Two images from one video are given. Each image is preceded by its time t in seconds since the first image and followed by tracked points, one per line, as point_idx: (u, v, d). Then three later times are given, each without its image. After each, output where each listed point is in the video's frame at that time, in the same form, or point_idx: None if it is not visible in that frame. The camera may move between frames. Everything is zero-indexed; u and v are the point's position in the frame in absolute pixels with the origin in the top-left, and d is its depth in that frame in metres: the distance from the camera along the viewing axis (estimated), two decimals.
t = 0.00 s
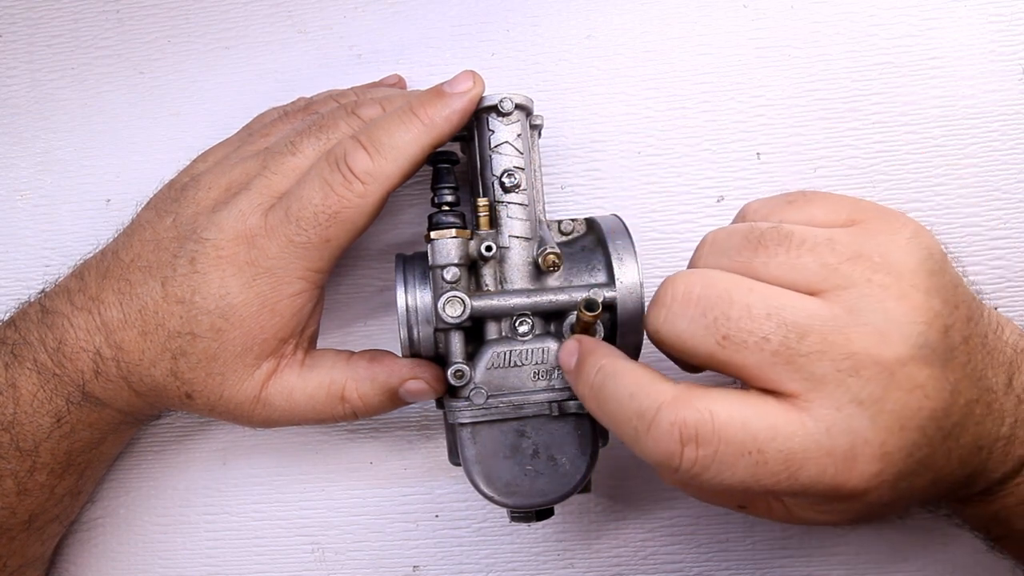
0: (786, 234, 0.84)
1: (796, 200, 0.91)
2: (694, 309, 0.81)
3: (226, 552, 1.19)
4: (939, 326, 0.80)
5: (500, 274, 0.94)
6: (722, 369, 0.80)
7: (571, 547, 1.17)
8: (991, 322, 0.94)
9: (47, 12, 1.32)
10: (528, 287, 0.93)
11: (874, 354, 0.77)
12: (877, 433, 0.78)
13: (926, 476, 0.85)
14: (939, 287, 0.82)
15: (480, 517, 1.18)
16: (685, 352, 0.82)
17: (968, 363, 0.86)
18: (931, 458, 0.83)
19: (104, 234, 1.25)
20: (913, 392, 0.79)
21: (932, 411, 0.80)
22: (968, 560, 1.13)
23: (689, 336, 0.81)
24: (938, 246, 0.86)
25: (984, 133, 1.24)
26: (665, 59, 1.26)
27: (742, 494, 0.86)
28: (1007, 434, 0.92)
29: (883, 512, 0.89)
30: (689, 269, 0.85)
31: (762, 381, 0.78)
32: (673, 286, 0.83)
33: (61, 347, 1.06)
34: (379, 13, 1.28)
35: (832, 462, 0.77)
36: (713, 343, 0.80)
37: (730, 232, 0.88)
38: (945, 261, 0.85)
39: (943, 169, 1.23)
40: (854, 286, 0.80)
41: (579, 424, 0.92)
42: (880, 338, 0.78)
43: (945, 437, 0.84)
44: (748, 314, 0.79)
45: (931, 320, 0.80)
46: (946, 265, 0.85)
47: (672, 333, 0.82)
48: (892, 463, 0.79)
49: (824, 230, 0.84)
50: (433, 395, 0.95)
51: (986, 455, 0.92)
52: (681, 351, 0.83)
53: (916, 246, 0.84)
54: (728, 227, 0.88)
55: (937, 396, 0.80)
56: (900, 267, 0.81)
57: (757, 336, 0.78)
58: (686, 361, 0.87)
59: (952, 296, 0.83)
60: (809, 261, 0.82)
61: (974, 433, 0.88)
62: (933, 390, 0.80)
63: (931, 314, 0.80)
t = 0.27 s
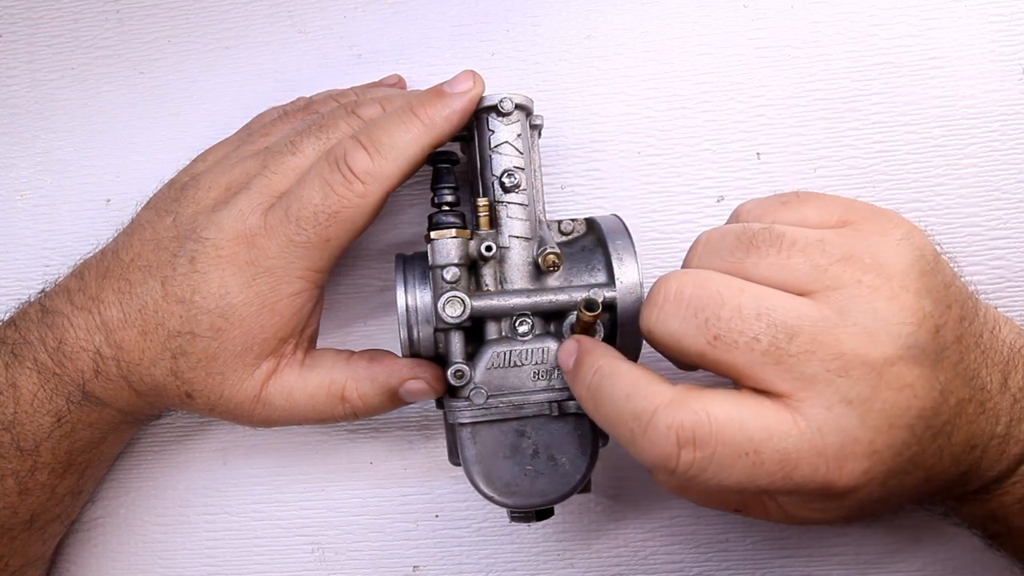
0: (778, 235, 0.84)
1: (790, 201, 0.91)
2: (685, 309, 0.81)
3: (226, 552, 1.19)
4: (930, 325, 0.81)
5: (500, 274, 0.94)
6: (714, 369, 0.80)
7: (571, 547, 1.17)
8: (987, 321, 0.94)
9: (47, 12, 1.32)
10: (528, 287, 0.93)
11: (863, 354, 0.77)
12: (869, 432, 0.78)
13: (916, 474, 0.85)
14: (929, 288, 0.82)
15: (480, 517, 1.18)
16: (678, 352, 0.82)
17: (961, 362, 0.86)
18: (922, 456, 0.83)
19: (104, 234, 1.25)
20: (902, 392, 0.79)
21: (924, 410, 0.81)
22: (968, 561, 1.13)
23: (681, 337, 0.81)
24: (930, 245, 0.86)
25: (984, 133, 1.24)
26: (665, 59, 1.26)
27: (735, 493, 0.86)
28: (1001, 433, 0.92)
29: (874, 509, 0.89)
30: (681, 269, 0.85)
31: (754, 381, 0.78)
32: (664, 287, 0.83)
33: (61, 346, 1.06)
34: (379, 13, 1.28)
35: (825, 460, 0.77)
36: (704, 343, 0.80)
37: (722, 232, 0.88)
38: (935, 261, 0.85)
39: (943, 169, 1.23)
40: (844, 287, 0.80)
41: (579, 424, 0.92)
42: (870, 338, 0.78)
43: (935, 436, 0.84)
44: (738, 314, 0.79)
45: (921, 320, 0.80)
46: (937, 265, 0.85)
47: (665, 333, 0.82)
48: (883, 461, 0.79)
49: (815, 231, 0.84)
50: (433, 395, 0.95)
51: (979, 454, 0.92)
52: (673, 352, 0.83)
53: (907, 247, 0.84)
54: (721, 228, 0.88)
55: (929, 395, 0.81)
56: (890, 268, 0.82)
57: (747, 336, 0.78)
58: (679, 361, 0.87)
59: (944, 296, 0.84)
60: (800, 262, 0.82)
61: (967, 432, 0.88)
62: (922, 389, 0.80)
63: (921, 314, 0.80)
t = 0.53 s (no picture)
0: (776, 234, 0.84)
1: (788, 201, 0.91)
2: (683, 308, 0.81)
3: (226, 552, 1.19)
4: (929, 325, 0.81)
5: (500, 274, 0.94)
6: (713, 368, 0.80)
7: (571, 547, 1.17)
8: (986, 320, 0.94)
9: (47, 13, 1.32)
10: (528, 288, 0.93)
11: (860, 353, 0.77)
12: (868, 432, 0.78)
13: (914, 473, 0.85)
14: (927, 287, 0.82)
15: (480, 517, 1.18)
16: (678, 352, 0.82)
17: (959, 362, 0.86)
18: (920, 456, 0.83)
19: (104, 234, 1.25)
20: (900, 391, 0.79)
21: (922, 409, 0.81)
22: (968, 560, 1.13)
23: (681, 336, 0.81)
24: (928, 245, 0.86)
25: (984, 133, 1.24)
26: (665, 59, 1.26)
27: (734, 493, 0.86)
28: (1000, 433, 0.92)
29: (872, 508, 0.89)
30: (679, 269, 0.85)
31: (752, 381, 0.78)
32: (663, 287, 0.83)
33: (61, 346, 1.06)
34: (379, 13, 1.28)
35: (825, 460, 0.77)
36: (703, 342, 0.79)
37: (720, 232, 0.88)
38: (934, 260, 0.85)
39: (943, 169, 1.23)
40: (842, 287, 0.80)
41: (579, 424, 0.92)
42: (867, 337, 0.78)
43: (933, 435, 0.84)
44: (736, 313, 0.79)
45: (919, 320, 0.80)
46: (935, 264, 0.85)
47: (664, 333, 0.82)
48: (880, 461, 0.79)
49: (813, 230, 0.84)
50: (432, 395, 0.95)
51: (978, 453, 0.92)
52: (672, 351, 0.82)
53: (906, 247, 0.84)
54: (719, 227, 0.88)
55: (927, 395, 0.81)
56: (888, 268, 0.82)
57: (745, 336, 0.78)
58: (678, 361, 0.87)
59: (942, 295, 0.84)
60: (798, 261, 0.82)
61: (965, 431, 0.88)
62: (920, 388, 0.80)
63: (919, 314, 0.80)
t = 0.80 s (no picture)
0: (775, 234, 0.84)
1: (788, 200, 0.91)
2: (683, 307, 0.81)
3: (226, 552, 1.19)
4: (928, 323, 0.81)
5: (500, 274, 0.94)
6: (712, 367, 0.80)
7: (571, 547, 1.17)
8: (985, 319, 0.94)
9: (47, 13, 1.32)
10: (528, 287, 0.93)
11: (860, 352, 0.77)
12: (867, 431, 0.78)
13: (914, 472, 0.85)
14: (926, 286, 0.82)
15: (480, 517, 1.18)
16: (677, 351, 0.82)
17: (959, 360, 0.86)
18: (919, 454, 0.83)
19: (104, 233, 1.25)
20: (899, 389, 0.79)
21: (921, 408, 0.81)
22: (968, 560, 1.13)
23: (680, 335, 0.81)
24: (928, 244, 0.86)
25: (984, 133, 1.24)
26: (665, 59, 1.26)
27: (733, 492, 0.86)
28: (999, 431, 0.92)
29: (871, 507, 0.89)
30: (679, 268, 0.85)
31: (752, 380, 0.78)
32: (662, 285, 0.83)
33: (61, 347, 1.06)
34: (379, 13, 1.28)
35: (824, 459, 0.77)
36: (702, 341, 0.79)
37: (720, 231, 0.88)
38: (932, 259, 0.85)
39: (943, 169, 1.23)
40: (842, 286, 0.80)
41: (579, 424, 0.92)
42: (866, 336, 0.78)
43: (933, 434, 0.84)
44: (736, 312, 0.79)
45: (918, 318, 0.80)
46: (934, 263, 0.85)
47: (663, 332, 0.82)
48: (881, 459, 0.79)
49: (813, 230, 0.84)
50: (432, 395, 0.95)
51: (977, 452, 0.92)
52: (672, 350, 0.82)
53: (904, 246, 0.84)
54: (719, 227, 0.88)
55: (926, 393, 0.81)
56: (887, 267, 0.82)
57: (745, 334, 0.78)
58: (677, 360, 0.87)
59: (941, 294, 0.84)
60: (798, 260, 0.82)
61: (964, 430, 0.88)
62: (920, 386, 0.80)
63: (918, 312, 0.80)
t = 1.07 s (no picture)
0: (775, 233, 0.84)
1: (787, 200, 0.91)
2: (683, 307, 0.81)
3: (226, 552, 1.19)
4: (927, 323, 0.81)
5: (500, 274, 0.94)
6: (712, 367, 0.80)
7: (571, 547, 1.17)
8: (984, 320, 0.94)
9: (47, 13, 1.32)
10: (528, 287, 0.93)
11: (860, 351, 0.77)
12: (867, 430, 0.78)
13: (914, 471, 0.85)
14: (926, 285, 0.82)
15: (480, 517, 1.18)
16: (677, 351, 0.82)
17: (958, 359, 0.86)
18: (918, 454, 0.83)
19: (104, 233, 1.25)
20: (899, 389, 0.79)
21: (921, 408, 0.80)
22: (967, 560, 1.13)
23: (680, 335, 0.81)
24: (928, 244, 0.86)
25: (984, 133, 1.24)
26: (665, 59, 1.26)
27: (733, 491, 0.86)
28: (998, 431, 0.92)
29: (871, 507, 0.89)
30: (679, 268, 0.85)
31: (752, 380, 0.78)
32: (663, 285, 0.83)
33: (61, 347, 1.06)
34: (379, 13, 1.28)
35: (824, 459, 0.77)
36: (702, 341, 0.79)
37: (720, 231, 0.88)
38: (932, 259, 0.85)
39: (942, 169, 1.23)
40: (842, 285, 0.80)
41: (579, 424, 0.92)
42: (866, 335, 0.78)
43: (933, 433, 0.84)
44: (736, 312, 0.79)
45: (918, 318, 0.80)
46: (933, 263, 0.85)
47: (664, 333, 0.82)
48: (881, 459, 0.79)
49: (813, 229, 0.85)
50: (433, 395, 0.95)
51: (977, 451, 0.92)
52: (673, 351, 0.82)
53: (904, 245, 0.84)
54: (719, 227, 0.88)
55: (926, 392, 0.81)
56: (887, 267, 0.82)
57: (745, 334, 0.78)
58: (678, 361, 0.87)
59: (940, 294, 0.84)
60: (798, 260, 0.82)
61: (963, 429, 0.88)
62: (920, 386, 0.80)
63: (918, 312, 0.80)
